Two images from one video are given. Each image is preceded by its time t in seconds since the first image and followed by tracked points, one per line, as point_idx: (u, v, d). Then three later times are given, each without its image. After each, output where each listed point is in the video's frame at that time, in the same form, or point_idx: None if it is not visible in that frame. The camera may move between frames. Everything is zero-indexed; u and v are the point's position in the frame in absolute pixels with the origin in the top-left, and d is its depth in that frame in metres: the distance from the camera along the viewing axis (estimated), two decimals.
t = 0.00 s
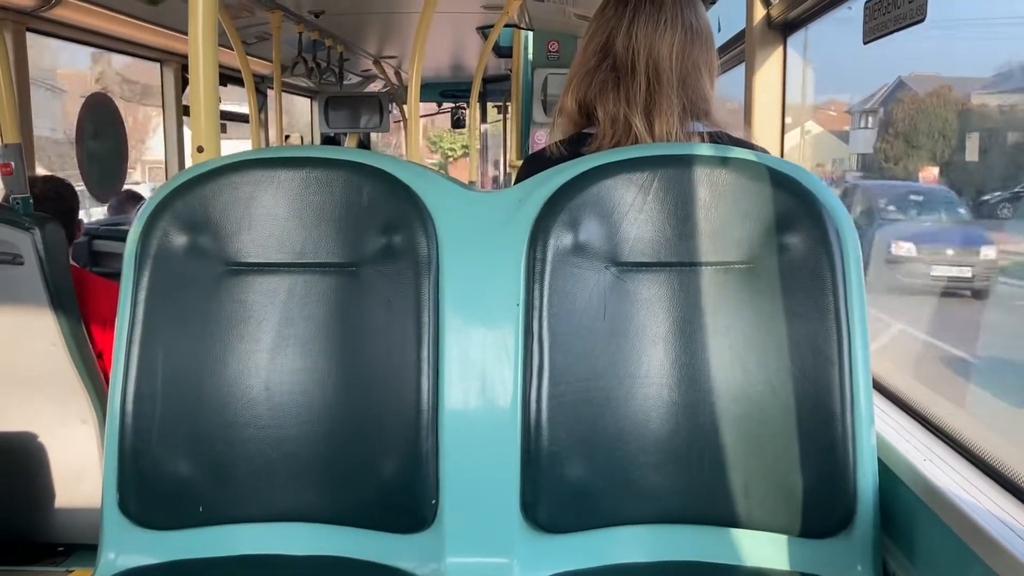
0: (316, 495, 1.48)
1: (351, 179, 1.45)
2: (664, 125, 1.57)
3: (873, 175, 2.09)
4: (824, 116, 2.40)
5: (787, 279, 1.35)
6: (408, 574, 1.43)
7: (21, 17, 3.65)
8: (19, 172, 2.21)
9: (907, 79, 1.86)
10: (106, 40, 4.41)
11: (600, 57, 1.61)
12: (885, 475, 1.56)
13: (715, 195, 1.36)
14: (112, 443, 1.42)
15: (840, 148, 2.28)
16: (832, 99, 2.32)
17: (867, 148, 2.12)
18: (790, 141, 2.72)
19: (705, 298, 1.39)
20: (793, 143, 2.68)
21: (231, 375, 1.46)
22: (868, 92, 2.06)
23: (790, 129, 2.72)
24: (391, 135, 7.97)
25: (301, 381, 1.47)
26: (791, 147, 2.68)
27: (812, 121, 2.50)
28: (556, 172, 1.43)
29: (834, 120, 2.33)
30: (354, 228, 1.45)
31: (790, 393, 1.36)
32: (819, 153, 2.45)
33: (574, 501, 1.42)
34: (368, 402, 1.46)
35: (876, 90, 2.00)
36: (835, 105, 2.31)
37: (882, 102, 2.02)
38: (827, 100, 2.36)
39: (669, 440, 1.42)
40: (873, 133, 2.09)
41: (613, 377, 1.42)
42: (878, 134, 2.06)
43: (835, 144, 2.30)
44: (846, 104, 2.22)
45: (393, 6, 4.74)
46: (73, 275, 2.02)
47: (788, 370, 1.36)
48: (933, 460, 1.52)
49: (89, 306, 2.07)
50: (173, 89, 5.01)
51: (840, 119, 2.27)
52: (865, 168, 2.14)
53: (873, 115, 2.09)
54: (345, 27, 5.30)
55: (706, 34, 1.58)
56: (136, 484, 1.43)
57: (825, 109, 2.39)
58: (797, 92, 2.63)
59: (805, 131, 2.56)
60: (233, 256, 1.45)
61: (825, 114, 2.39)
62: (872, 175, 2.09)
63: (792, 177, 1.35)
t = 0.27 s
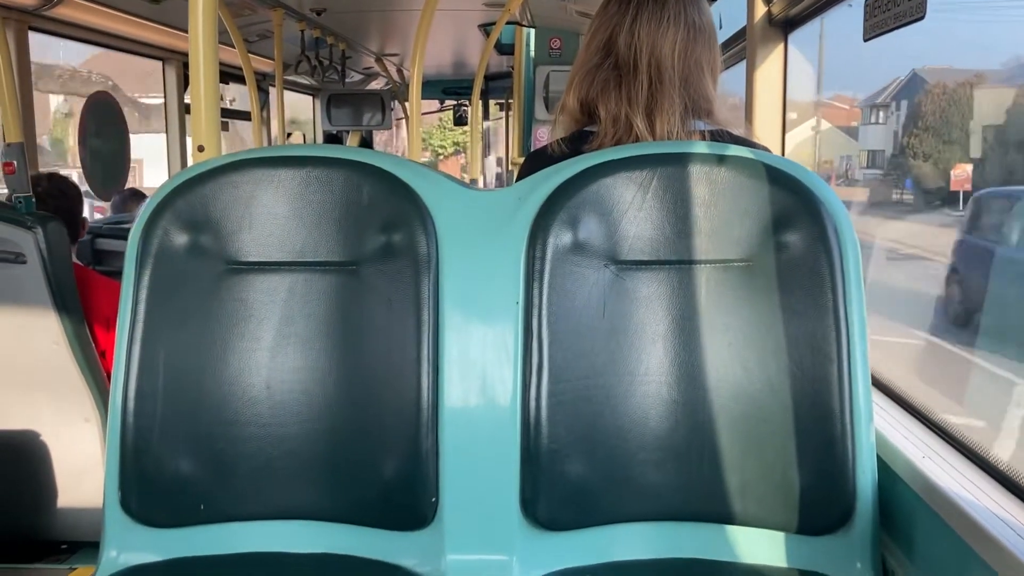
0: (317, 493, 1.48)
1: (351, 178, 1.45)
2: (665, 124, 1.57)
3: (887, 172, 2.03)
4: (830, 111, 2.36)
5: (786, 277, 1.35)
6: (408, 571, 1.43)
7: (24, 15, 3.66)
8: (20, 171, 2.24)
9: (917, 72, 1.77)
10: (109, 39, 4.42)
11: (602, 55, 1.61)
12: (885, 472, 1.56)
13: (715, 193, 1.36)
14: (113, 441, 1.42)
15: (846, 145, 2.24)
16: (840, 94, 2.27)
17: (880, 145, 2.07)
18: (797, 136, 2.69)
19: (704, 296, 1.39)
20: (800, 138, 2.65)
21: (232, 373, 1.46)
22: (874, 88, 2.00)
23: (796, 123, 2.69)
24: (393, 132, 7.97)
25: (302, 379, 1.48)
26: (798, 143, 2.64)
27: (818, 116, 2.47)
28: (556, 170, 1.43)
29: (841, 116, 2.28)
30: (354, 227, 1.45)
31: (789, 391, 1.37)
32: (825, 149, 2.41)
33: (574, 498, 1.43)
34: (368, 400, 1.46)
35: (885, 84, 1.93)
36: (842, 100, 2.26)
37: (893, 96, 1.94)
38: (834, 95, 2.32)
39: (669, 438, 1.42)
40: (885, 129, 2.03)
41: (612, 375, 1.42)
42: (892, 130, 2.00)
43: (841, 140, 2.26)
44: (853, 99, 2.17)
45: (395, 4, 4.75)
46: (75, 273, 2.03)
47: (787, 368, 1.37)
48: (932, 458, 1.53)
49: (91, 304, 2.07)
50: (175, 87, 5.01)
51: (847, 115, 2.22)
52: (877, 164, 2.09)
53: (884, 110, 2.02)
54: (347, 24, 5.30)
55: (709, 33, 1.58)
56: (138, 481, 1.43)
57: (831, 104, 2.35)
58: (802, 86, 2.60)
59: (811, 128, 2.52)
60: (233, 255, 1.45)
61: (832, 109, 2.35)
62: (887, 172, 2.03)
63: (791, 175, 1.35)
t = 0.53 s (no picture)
0: (322, 494, 1.48)
1: (355, 179, 1.45)
2: (670, 123, 1.57)
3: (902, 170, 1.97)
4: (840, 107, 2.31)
5: (792, 276, 1.35)
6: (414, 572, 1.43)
7: (27, 18, 3.68)
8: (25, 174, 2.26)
9: (936, 64, 1.72)
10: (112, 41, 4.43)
11: (607, 54, 1.61)
12: (891, 471, 1.56)
13: (719, 192, 1.36)
14: (120, 443, 1.43)
15: (861, 143, 2.18)
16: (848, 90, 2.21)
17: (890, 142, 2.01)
18: (801, 135, 2.64)
19: (709, 296, 1.39)
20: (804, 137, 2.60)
21: (237, 375, 1.46)
22: (888, 82, 1.93)
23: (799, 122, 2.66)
24: (396, 133, 7.97)
25: (307, 381, 1.48)
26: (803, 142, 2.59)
27: (826, 114, 2.42)
28: (560, 170, 1.43)
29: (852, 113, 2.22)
30: (359, 228, 1.45)
31: (795, 390, 1.36)
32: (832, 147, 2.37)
33: (580, 499, 1.43)
34: (373, 401, 1.46)
35: (899, 78, 1.87)
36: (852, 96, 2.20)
37: (907, 90, 1.88)
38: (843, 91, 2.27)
39: (674, 438, 1.42)
40: (897, 125, 1.96)
41: (618, 375, 1.42)
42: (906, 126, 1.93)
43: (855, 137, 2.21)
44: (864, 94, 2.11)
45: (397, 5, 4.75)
46: (81, 276, 2.03)
47: (793, 367, 1.36)
48: (939, 456, 1.52)
49: (97, 307, 2.08)
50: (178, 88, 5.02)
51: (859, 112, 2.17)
52: (889, 162, 2.03)
53: (897, 106, 1.95)
54: (350, 25, 5.30)
55: (715, 32, 1.58)
56: (144, 483, 1.44)
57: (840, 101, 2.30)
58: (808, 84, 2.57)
59: (820, 126, 2.46)
60: (238, 257, 1.45)
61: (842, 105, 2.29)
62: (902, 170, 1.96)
63: (796, 174, 1.35)
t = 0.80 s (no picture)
0: (326, 497, 1.49)
1: (358, 182, 1.46)
2: (672, 124, 1.57)
3: (918, 168, 1.91)
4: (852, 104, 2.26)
5: (795, 277, 1.35)
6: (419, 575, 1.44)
7: (30, 22, 3.69)
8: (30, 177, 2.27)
9: (954, 56, 1.66)
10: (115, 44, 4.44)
11: (608, 56, 1.61)
12: (895, 471, 1.56)
13: (722, 193, 1.36)
14: (124, 447, 1.43)
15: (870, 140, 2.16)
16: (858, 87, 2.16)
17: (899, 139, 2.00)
18: (808, 133, 2.60)
19: (712, 297, 1.39)
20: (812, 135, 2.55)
21: (242, 378, 1.47)
22: (901, 77, 1.89)
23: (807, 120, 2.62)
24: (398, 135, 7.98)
25: (311, 383, 1.48)
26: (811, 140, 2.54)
27: (836, 111, 2.37)
28: (563, 172, 1.43)
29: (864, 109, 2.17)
30: (362, 231, 1.45)
31: (799, 391, 1.36)
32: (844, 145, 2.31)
33: (584, 501, 1.43)
34: (377, 403, 1.47)
35: (914, 72, 1.82)
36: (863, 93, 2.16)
37: (922, 85, 1.83)
38: (852, 87, 2.22)
39: (678, 439, 1.42)
40: (912, 121, 1.91)
41: (622, 377, 1.42)
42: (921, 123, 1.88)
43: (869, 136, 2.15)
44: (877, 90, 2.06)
45: (398, 7, 4.75)
46: (85, 280, 2.04)
47: (797, 368, 1.36)
48: (943, 456, 1.52)
49: (101, 310, 2.08)
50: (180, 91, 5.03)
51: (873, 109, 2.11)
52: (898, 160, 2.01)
53: (911, 101, 1.91)
54: (351, 28, 5.31)
55: (715, 33, 1.58)
56: (149, 487, 1.44)
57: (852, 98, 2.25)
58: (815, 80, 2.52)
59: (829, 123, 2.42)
60: (242, 261, 1.45)
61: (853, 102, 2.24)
62: (918, 167, 1.91)
63: (799, 175, 1.35)
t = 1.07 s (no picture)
0: (330, 493, 1.49)
1: (360, 178, 1.46)
2: (673, 120, 1.57)
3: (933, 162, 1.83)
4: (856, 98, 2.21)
5: (798, 271, 1.35)
6: (423, 570, 1.44)
7: (31, 20, 3.69)
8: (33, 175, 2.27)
9: (976, 47, 1.58)
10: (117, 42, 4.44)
11: (609, 51, 1.61)
12: (898, 465, 1.56)
13: (724, 188, 1.36)
14: (127, 444, 1.43)
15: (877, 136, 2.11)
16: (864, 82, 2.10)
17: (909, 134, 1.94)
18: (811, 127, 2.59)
19: (715, 292, 1.39)
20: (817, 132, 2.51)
21: (244, 375, 1.47)
22: (916, 69, 1.82)
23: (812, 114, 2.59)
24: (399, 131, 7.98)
25: (313, 379, 1.48)
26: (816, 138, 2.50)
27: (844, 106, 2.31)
28: (564, 167, 1.43)
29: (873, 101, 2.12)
30: (364, 227, 1.45)
31: (802, 386, 1.36)
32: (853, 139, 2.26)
33: (587, 496, 1.43)
34: (380, 399, 1.47)
35: (930, 63, 1.75)
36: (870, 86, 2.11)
37: (938, 76, 1.76)
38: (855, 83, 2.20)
39: (681, 434, 1.42)
40: (926, 116, 1.82)
41: (624, 371, 1.42)
42: (936, 117, 1.79)
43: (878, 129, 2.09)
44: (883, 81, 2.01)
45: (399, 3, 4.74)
46: (88, 277, 2.04)
47: (799, 362, 1.36)
48: (946, 449, 1.52)
49: (104, 308, 2.09)
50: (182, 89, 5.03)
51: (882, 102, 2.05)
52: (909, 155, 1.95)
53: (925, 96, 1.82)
54: (352, 24, 5.30)
55: (716, 28, 1.58)
56: (153, 484, 1.44)
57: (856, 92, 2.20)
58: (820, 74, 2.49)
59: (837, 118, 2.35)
60: (244, 257, 1.46)
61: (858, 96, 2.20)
62: (936, 164, 1.81)
63: (801, 169, 1.35)
